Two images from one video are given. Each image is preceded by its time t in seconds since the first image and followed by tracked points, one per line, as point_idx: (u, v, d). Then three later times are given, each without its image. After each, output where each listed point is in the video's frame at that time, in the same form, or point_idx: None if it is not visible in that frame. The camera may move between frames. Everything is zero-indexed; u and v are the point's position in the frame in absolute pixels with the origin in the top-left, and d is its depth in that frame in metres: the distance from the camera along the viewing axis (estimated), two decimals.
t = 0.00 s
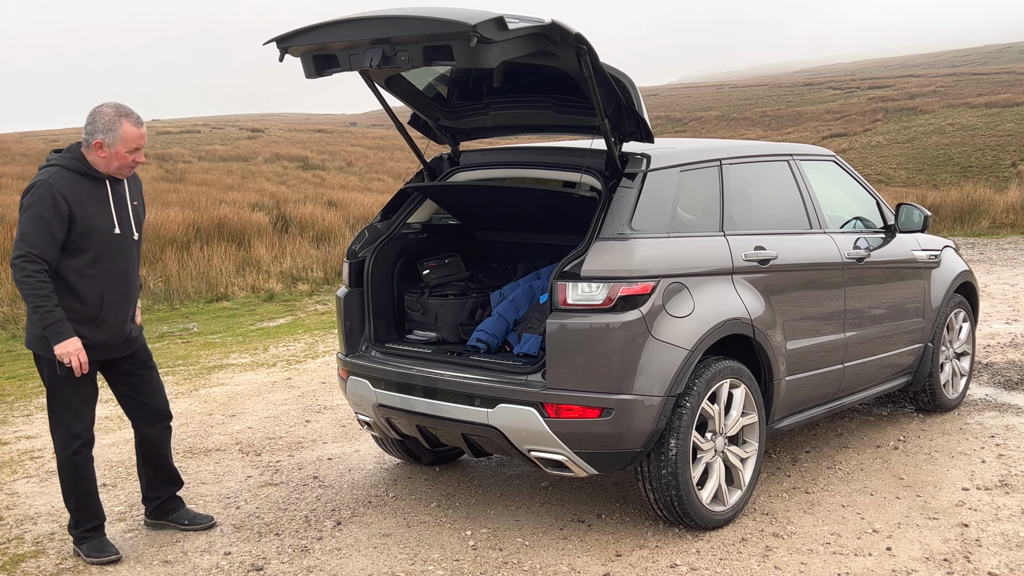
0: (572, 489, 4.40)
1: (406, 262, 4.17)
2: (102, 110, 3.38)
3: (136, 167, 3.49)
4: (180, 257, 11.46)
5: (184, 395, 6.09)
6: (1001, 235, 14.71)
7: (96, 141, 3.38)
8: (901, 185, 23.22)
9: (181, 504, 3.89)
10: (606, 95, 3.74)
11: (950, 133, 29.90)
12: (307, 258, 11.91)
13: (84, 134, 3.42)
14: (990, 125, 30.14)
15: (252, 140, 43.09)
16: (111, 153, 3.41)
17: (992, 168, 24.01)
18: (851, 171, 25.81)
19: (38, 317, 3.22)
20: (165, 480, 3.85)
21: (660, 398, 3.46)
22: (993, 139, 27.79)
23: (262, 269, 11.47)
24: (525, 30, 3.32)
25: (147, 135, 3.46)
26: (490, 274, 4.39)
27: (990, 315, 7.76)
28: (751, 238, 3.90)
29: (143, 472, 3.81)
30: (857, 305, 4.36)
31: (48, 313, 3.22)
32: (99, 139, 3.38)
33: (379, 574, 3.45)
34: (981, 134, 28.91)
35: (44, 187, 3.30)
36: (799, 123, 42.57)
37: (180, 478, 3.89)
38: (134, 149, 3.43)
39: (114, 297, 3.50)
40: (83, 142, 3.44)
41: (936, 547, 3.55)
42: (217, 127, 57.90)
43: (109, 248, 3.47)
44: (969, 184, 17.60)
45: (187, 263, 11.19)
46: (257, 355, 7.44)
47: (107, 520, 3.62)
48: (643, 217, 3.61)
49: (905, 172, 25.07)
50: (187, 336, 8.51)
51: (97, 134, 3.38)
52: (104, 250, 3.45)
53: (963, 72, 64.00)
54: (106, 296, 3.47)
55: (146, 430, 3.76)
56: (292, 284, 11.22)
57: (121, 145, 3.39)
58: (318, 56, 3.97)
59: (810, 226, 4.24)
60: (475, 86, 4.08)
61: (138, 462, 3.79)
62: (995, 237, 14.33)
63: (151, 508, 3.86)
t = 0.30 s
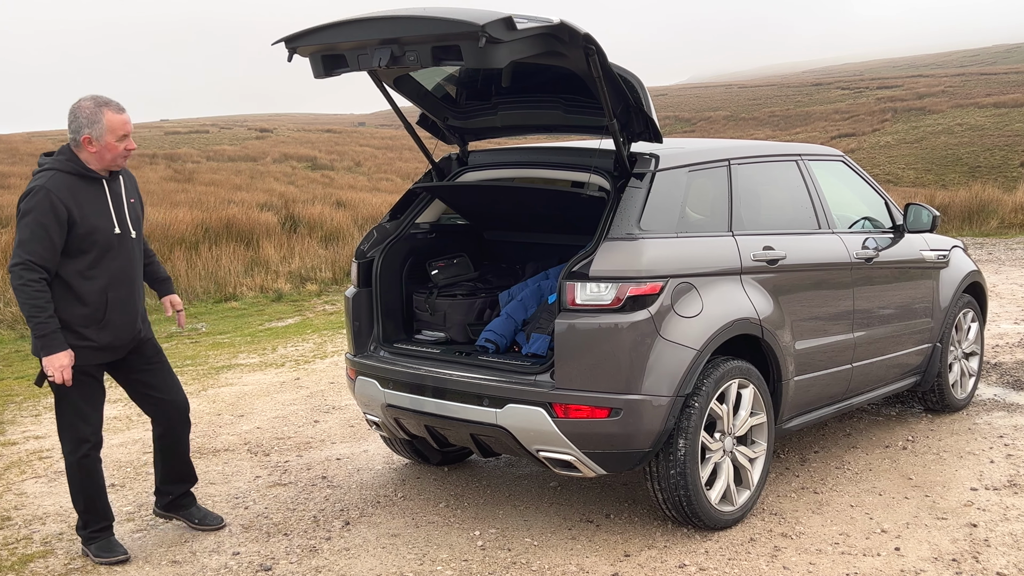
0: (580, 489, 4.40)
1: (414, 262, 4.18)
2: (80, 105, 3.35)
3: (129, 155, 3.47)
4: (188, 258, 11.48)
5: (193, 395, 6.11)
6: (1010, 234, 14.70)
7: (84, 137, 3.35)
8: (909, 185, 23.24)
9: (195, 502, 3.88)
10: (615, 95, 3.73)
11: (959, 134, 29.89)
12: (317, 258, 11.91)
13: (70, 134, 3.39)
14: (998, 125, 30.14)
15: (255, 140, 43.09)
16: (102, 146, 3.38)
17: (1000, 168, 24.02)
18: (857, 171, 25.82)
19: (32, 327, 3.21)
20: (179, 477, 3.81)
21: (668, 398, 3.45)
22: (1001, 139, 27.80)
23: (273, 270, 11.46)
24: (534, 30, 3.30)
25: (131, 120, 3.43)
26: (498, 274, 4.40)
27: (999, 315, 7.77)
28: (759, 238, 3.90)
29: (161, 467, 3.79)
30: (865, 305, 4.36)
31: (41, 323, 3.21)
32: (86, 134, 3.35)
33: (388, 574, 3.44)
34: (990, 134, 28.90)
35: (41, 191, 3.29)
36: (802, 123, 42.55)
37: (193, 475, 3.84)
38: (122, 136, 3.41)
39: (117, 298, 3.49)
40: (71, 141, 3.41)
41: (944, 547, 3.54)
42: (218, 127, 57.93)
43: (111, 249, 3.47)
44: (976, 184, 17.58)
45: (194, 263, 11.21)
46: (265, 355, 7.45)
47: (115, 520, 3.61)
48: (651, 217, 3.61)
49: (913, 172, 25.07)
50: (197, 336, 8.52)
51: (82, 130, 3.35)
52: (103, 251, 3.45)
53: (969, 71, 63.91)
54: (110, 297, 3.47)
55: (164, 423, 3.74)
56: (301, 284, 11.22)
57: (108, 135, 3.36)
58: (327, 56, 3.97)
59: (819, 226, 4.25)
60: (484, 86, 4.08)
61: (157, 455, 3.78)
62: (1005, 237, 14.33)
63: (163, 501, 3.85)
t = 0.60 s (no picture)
0: (584, 490, 4.40)
1: (418, 262, 4.18)
2: (70, 104, 3.35)
3: (133, 139, 3.46)
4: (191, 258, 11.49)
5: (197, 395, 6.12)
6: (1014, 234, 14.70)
7: (85, 132, 3.34)
8: (912, 185, 23.25)
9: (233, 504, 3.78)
10: (619, 95, 3.72)
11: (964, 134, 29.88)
12: (321, 258, 11.91)
13: (69, 136, 3.37)
14: (1002, 126, 30.13)
15: (259, 140, 43.18)
16: (105, 136, 3.37)
17: (1004, 168, 24.02)
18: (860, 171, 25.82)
19: (72, 327, 3.18)
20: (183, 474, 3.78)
21: (672, 398, 3.45)
22: (1005, 138, 27.80)
23: (275, 270, 11.47)
24: (537, 31, 3.29)
25: (123, 105, 3.43)
26: (501, 274, 4.40)
27: (1004, 315, 7.77)
28: (763, 238, 3.90)
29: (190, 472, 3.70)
30: (869, 306, 4.36)
31: (78, 323, 3.18)
32: (86, 129, 3.34)
33: (391, 574, 3.44)
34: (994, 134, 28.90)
35: (55, 195, 3.27)
36: (803, 123, 42.54)
37: (225, 477, 3.75)
38: (120, 121, 3.40)
39: (135, 296, 3.48)
40: (72, 144, 3.40)
41: (948, 547, 3.54)
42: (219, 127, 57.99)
43: (126, 247, 3.44)
44: (980, 184, 17.59)
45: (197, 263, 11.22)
46: (269, 355, 7.45)
47: (119, 521, 3.61)
48: (655, 217, 3.61)
49: (916, 172, 25.08)
50: (200, 336, 8.53)
51: (81, 126, 3.34)
52: (119, 251, 3.43)
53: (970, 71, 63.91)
54: (128, 295, 3.45)
55: (185, 423, 3.67)
56: (304, 284, 11.23)
57: (107, 123, 3.36)
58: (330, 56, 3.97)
59: (822, 226, 4.25)
60: (487, 86, 4.08)
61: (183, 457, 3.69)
62: (1010, 237, 14.32)
63: (203, 511, 3.74)
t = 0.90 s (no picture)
0: (584, 490, 4.40)
1: (418, 263, 4.18)
2: (109, 107, 3.36)
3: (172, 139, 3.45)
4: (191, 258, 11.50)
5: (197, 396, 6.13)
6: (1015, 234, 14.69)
7: (124, 134, 3.34)
8: (913, 185, 23.24)
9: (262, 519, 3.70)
10: (619, 95, 3.72)
11: (963, 133, 29.86)
12: (321, 258, 11.91)
13: (110, 140, 3.38)
14: (1002, 125, 30.11)
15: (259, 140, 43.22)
16: (144, 137, 3.37)
17: (1004, 168, 24.01)
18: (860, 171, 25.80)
19: (120, 326, 3.18)
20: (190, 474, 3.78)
21: (672, 398, 3.45)
22: (1005, 138, 27.77)
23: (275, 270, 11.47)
24: (537, 31, 3.28)
25: (160, 105, 3.43)
26: (501, 274, 4.40)
27: (1003, 315, 7.77)
28: (763, 238, 3.90)
29: (218, 486, 3.63)
30: (869, 306, 4.36)
31: (128, 321, 3.17)
32: (126, 131, 3.35)
33: (391, 575, 3.43)
34: (993, 134, 28.89)
35: (94, 196, 3.25)
36: (805, 122, 42.54)
37: (253, 490, 3.68)
38: (158, 121, 3.40)
39: (174, 297, 3.44)
40: (113, 148, 3.41)
41: (948, 547, 3.54)
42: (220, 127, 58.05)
43: (163, 248, 3.40)
44: (981, 184, 17.62)
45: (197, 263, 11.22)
46: (269, 355, 7.45)
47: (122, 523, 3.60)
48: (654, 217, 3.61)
49: (916, 172, 25.06)
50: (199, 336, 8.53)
51: (121, 128, 3.34)
52: (158, 252, 3.39)
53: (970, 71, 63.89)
54: (165, 297, 3.42)
55: (212, 438, 3.60)
56: (304, 284, 11.22)
57: (145, 123, 3.36)
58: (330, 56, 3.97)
59: (822, 226, 4.25)
60: (488, 86, 4.08)
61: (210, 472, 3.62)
62: (1010, 237, 14.31)
63: (233, 527, 3.67)
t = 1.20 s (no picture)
0: (583, 490, 4.40)
1: (418, 263, 4.18)
2: (155, 95, 3.34)
3: (218, 125, 3.41)
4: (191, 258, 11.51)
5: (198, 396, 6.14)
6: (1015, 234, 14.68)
7: (170, 122, 3.31)
8: (913, 185, 23.25)
9: (269, 523, 3.71)
10: (618, 95, 3.72)
11: (962, 134, 29.86)
12: (321, 258, 11.91)
13: (157, 129, 3.36)
14: (1002, 126, 30.10)
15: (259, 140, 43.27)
16: (189, 124, 3.33)
17: (1004, 168, 24.01)
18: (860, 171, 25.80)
19: (147, 317, 3.14)
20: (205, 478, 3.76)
21: (672, 398, 3.45)
22: (1005, 138, 27.77)
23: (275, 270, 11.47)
24: (537, 30, 3.28)
25: (205, 92, 3.39)
26: (501, 274, 4.39)
27: (1004, 315, 7.77)
28: (763, 238, 3.90)
29: (234, 481, 3.65)
30: (869, 306, 4.36)
31: (154, 311, 3.13)
32: (172, 118, 3.32)
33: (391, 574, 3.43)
34: (993, 134, 28.88)
35: (141, 183, 3.22)
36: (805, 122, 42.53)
37: (269, 491, 3.70)
38: (203, 108, 3.36)
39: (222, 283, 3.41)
40: (160, 136, 3.38)
41: (948, 547, 3.54)
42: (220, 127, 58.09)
43: (211, 235, 3.37)
44: (981, 184, 17.62)
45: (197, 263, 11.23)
46: (269, 355, 7.46)
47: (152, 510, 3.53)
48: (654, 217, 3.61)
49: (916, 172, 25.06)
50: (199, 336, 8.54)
51: (166, 116, 3.31)
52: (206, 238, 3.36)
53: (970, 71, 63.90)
54: (215, 283, 3.39)
55: (245, 435, 3.64)
56: (304, 284, 11.22)
57: (190, 110, 3.32)
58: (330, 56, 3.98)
59: (822, 226, 4.25)
60: (487, 86, 4.08)
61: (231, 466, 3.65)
62: (1010, 237, 14.31)
63: (238, 525, 3.68)
